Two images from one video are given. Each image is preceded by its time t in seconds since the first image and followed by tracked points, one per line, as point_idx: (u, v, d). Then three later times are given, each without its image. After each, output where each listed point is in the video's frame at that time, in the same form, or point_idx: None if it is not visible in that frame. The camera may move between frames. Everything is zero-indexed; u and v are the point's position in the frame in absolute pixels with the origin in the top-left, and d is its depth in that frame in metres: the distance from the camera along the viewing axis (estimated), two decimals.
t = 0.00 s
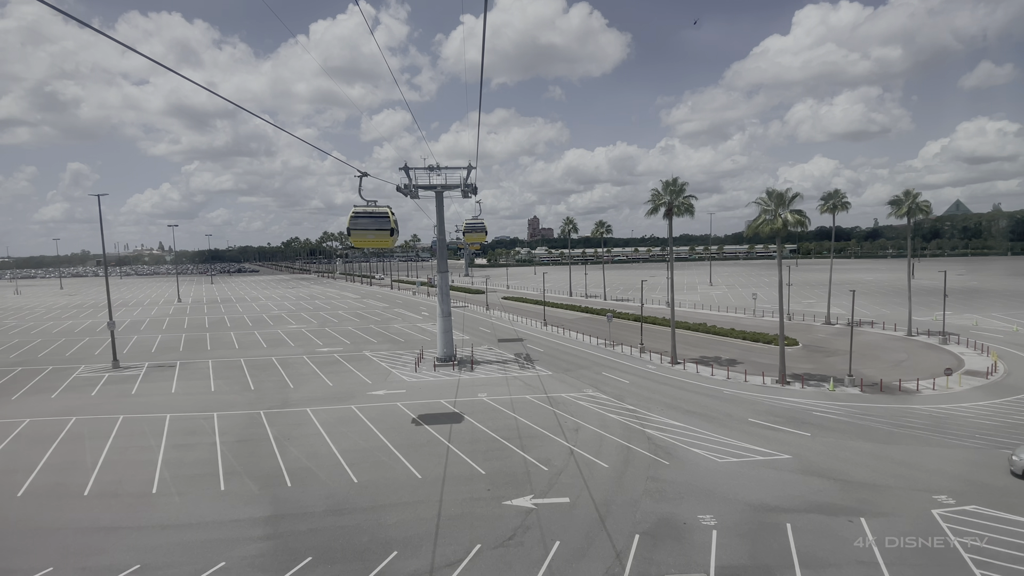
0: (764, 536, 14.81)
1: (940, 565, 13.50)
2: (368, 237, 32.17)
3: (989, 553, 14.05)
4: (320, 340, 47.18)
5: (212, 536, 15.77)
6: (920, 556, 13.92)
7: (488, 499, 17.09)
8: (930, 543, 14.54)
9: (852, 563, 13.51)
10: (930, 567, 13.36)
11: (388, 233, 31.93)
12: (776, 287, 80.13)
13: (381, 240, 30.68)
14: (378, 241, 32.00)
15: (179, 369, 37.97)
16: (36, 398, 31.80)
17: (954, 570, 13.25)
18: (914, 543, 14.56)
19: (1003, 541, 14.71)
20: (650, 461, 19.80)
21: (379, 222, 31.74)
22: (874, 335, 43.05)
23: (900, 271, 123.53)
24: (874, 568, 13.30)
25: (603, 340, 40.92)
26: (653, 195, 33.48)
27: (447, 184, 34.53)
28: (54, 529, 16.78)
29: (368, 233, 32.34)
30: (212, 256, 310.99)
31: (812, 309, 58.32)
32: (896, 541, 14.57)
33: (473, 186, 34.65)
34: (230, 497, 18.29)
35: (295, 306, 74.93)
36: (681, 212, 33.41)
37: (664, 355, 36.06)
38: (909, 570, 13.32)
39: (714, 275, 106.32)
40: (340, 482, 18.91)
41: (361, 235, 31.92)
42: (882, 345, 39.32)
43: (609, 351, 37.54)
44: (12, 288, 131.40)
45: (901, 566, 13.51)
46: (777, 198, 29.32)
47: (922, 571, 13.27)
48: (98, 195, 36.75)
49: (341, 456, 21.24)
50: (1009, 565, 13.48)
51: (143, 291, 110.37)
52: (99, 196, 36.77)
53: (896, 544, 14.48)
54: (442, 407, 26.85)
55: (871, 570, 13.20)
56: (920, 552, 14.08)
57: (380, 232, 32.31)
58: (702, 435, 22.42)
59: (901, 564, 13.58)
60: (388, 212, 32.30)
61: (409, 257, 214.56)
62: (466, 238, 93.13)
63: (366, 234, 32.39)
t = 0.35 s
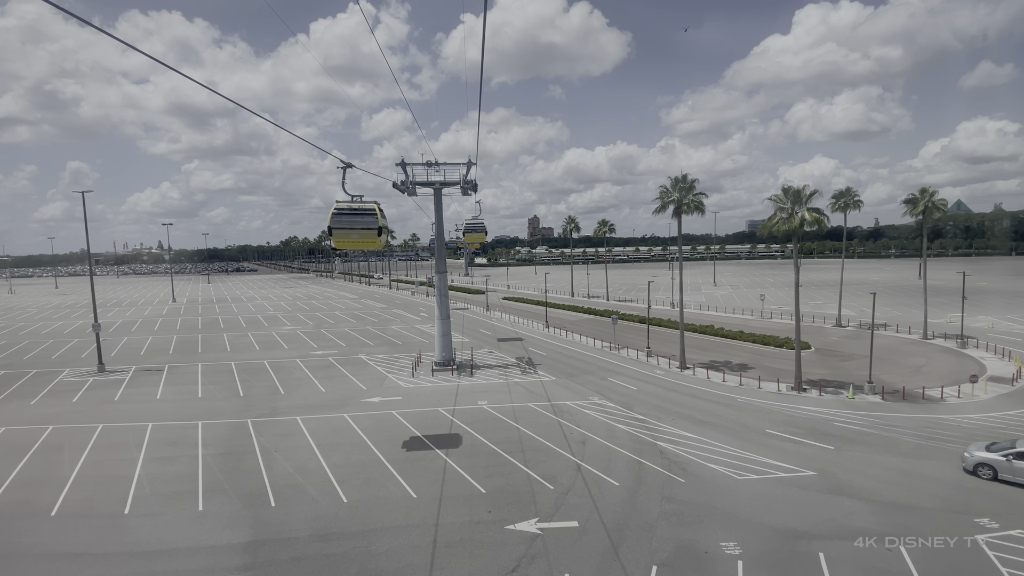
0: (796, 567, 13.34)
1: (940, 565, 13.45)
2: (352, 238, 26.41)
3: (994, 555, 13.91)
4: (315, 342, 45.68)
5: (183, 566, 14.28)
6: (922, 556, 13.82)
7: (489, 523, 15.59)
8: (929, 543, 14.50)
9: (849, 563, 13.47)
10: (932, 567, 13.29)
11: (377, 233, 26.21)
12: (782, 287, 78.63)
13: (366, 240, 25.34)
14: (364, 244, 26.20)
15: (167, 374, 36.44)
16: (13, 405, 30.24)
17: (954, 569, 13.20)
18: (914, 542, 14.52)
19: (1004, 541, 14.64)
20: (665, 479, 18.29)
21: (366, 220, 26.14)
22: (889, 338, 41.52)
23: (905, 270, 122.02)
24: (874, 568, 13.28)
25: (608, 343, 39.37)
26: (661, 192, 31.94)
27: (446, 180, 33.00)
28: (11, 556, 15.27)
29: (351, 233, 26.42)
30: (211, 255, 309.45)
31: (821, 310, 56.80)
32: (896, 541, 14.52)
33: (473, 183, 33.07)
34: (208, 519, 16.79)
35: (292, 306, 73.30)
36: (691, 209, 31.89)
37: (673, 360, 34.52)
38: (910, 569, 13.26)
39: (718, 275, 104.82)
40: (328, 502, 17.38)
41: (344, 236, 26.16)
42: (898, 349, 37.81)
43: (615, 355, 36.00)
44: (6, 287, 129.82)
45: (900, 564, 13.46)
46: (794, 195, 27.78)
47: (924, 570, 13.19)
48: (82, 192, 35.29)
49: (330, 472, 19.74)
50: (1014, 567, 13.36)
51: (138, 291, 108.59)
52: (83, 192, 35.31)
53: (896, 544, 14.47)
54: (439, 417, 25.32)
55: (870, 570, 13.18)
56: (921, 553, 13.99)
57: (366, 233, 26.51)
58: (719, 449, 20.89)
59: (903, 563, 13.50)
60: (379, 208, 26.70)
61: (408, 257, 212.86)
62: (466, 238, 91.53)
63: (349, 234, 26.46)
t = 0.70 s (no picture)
0: None
1: (940, 565, 13.51)
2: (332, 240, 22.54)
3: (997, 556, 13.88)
4: (309, 345, 44.11)
5: None
6: (922, 557, 13.86)
7: (489, 553, 14.07)
8: (930, 543, 14.58)
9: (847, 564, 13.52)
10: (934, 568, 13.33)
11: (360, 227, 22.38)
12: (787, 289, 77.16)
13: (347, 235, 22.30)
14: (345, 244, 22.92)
15: (152, 378, 34.86)
16: None
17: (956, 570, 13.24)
18: (915, 543, 14.59)
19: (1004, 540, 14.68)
20: (680, 502, 16.77)
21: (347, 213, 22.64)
22: (904, 343, 40.05)
23: (910, 272, 120.48)
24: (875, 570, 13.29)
25: (612, 348, 37.85)
26: (669, 191, 30.48)
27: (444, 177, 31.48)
28: None
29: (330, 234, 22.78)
30: (209, 254, 307.79)
31: (830, 313, 55.29)
32: (897, 542, 14.63)
33: (472, 180, 31.59)
34: (181, 544, 15.34)
35: (287, 307, 71.59)
36: (702, 209, 30.40)
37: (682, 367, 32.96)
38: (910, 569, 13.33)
39: (721, 276, 103.43)
40: (313, 526, 15.89)
41: (321, 236, 22.34)
42: (914, 356, 36.36)
43: (620, 361, 34.55)
44: None
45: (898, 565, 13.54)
46: (812, 194, 26.29)
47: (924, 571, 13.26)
48: (65, 188, 33.79)
49: (316, 490, 18.27)
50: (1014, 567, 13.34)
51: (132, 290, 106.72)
52: (66, 188, 33.84)
53: (896, 544, 14.59)
54: (436, 427, 23.84)
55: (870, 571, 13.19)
56: (920, 553, 14.08)
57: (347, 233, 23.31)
58: (736, 466, 19.41)
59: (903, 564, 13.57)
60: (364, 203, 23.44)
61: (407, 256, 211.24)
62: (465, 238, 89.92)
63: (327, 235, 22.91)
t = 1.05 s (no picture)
0: None
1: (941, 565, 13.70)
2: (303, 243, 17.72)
3: (994, 554, 14.09)
4: (302, 348, 42.50)
5: None
6: (921, 557, 14.07)
7: None
8: (929, 543, 14.78)
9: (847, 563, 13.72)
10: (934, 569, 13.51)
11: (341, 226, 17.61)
12: (793, 292, 75.63)
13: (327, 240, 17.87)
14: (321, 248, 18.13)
15: (136, 384, 33.28)
16: None
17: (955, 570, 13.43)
18: (915, 543, 14.77)
19: (1002, 540, 14.88)
20: (697, 529, 15.30)
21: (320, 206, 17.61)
22: (920, 350, 38.55)
23: (916, 274, 118.81)
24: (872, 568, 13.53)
25: (618, 353, 36.31)
26: (679, 190, 29.01)
27: (443, 175, 29.97)
28: None
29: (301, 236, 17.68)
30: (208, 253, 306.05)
31: (840, 317, 53.73)
32: (896, 541, 14.80)
33: (473, 178, 30.07)
34: None
35: (282, 307, 69.91)
36: (713, 209, 28.92)
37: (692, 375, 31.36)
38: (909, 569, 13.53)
39: (724, 278, 101.90)
40: (294, 557, 14.36)
41: (288, 238, 17.53)
42: (932, 364, 34.90)
43: (626, 367, 33.05)
44: None
45: (896, 564, 13.75)
46: (833, 195, 24.71)
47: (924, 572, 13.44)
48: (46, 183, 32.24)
49: (299, 513, 16.75)
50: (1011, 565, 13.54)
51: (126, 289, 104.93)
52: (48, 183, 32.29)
53: (897, 544, 14.73)
54: (432, 440, 22.31)
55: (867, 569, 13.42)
56: (920, 553, 14.28)
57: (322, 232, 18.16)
58: (756, 487, 17.96)
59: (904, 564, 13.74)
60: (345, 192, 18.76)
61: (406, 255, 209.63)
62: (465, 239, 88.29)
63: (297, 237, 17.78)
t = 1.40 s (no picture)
0: None
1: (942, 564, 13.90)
2: (258, 247, 15.46)
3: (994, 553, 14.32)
4: (294, 352, 40.89)
5: None
6: (920, 556, 14.32)
7: None
8: (930, 543, 15.00)
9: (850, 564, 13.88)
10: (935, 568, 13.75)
11: (304, 225, 15.28)
12: (799, 296, 74.20)
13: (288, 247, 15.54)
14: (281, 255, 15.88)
15: (119, 390, 31.73)
16: None
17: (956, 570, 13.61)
18: (915, 542, 14.98)
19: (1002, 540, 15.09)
20: (720, 563, 13.75)
21: (282, 203, 15.28)
22: (937, 359, 37.02)
23: (920, 277, 117.62)
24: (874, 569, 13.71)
25: (623, 360, 34.80)
26: (690, 190, 27.56)
27: (441, 172, 28.49)
28: None
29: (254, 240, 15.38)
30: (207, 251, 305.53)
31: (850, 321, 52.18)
32: (897, 541, 15.03)
33: (473, 175, 28.54)
34: None
35: (277, 308, 68.31)
36: (726, 210, 27.45)
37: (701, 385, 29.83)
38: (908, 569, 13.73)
39: (727, 280, 100.44)
40: None
41: (241, 240, 15.25)
42: (951, 373, 33.39)
43: (631, 376, 31.53)
44: None
45: (896, 564, 13.98)
46: (856, 195, 23.20)
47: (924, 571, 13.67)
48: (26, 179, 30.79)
49: (279, 541, 15.23)
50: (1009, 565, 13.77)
51: (120, 288, 103.31)
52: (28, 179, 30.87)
53: (896, 543, 14.96)
54: (427, 456, 20.78)
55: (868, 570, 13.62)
56: (920, 553, 14.49)
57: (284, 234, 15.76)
58: (780, 514, 16.51)
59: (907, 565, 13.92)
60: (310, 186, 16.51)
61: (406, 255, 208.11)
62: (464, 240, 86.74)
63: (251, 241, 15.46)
